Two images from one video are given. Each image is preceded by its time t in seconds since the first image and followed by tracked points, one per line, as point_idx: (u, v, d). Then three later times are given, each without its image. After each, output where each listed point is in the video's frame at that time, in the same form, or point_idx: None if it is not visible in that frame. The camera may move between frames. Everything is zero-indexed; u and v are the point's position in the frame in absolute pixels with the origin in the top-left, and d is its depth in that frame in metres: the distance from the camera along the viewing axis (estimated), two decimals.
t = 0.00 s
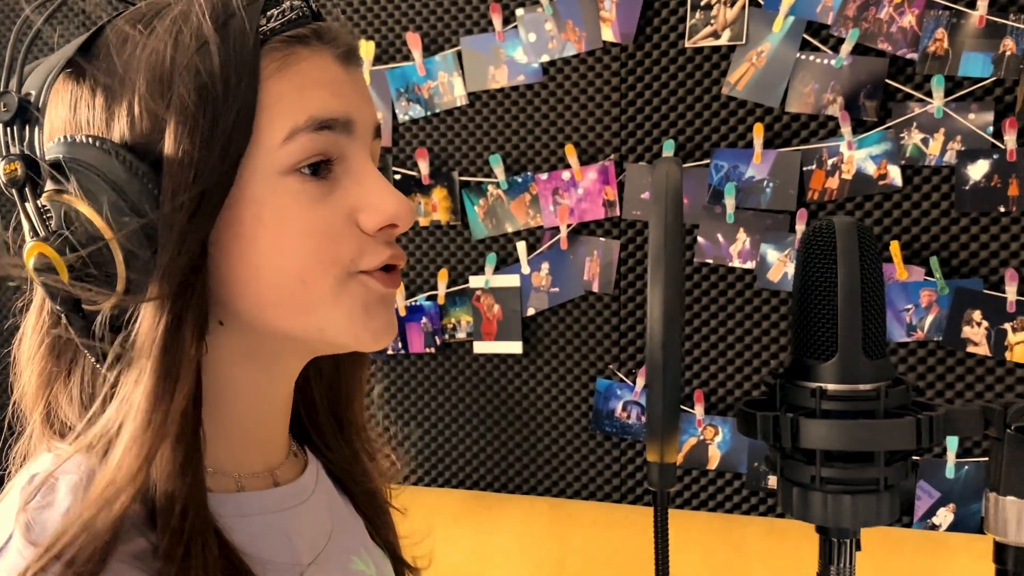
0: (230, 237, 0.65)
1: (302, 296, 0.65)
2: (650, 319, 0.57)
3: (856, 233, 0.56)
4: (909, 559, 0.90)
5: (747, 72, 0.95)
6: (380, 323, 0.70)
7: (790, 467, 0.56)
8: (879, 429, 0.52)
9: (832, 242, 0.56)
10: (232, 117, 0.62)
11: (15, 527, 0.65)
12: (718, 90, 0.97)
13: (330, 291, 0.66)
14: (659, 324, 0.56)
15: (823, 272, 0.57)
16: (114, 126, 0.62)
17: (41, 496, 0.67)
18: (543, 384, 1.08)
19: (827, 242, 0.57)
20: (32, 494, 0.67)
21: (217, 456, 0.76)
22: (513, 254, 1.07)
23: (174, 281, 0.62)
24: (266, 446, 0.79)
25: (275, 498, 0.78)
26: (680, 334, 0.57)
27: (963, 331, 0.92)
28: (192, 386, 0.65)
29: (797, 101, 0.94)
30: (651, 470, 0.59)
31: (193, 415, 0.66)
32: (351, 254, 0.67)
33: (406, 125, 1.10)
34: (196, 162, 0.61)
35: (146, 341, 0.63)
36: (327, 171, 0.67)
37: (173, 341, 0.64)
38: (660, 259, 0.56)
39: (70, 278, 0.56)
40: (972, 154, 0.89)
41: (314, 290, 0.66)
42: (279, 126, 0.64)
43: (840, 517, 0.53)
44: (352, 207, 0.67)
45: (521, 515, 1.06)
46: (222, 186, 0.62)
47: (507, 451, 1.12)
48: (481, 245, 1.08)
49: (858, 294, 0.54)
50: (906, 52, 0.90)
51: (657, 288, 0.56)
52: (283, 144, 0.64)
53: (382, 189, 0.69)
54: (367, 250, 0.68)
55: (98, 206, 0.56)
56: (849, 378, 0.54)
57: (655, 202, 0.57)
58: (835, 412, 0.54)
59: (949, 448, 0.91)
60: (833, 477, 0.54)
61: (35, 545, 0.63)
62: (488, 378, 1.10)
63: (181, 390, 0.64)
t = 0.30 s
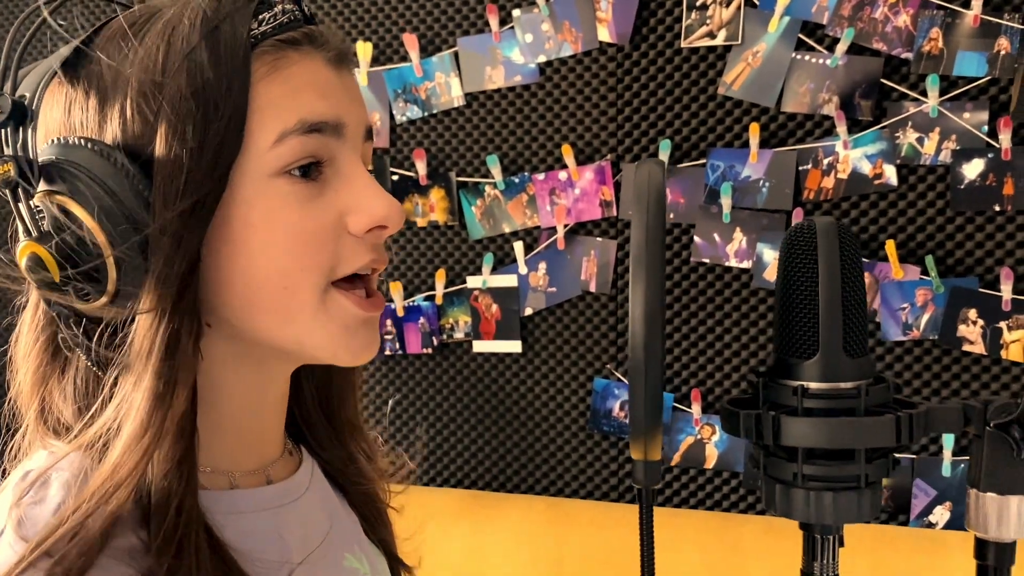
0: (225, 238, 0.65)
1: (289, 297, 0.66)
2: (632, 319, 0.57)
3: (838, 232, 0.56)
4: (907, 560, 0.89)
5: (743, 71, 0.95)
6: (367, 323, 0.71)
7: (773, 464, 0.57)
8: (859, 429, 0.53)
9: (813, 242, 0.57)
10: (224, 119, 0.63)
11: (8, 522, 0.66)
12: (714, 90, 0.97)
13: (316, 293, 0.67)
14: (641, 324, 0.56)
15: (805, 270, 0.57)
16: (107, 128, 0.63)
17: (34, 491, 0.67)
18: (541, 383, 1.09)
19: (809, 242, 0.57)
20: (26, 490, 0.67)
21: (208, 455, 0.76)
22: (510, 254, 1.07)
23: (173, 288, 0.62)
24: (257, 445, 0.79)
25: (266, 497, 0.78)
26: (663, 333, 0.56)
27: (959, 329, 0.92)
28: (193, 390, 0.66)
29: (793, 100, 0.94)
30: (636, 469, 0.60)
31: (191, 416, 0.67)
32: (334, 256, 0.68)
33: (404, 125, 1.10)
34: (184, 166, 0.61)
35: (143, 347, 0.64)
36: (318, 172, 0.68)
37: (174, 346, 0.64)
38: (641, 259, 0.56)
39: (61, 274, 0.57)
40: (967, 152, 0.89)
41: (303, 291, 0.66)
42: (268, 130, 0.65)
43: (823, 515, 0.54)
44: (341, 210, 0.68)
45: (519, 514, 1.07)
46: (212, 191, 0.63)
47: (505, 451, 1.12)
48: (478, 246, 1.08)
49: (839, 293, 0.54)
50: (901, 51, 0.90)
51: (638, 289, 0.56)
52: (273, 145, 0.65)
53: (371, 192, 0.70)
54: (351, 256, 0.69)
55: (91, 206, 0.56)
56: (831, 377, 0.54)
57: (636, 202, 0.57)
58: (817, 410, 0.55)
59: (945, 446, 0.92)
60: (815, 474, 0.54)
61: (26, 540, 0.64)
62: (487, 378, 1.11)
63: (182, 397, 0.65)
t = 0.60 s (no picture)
0: (222, 239, 0.65)
1: (279, 298, 0.66)
2: (617, 317, 0.57)
3: (823, 232, 0.57)
4: (906, 560, 0.89)
5: (741, 70, 0.95)
6: (357, 328, 0.71)
7: (760, 463, 0.57)
8: (844, 427, 0.53)
9: (800, 242, 0.57)
10: (218, 120, 0.63)
11: None
12: (711, 90, 0.97)
13: (306, 296, 0.67)
14: (626, 320, 0.56)
15: (790, 270, 0.57)
16: (100, 128, 0.63)
17: (17, 490, 0.68)
18: (540, 383, 1.09)
19: (795, 242, 0.58)
20: (9, 488, 0.69)
21: (199, 454, 0.77)
22: (509, 254, 1.08)
23: (162, 284, 0.62)
24: (247, 446, 0.80)
25: (255, 497, 0.78)
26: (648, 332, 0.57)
27: (957, 328, 0.92)
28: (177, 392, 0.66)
29: (791, 100, 0.94)
30: (625, 467, 0.61)
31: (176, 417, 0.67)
32: (328, 259, 0.68)
33: (403, 126, 1.10)
34: (180, 165, 0.62)
35: (132, 347, 0.64)
36: (310, 177, 0.69)
37: (162, 350, 0.64)
38: (627, 258, 0.56)
39: (52, 276, 0.58)
40: (965, 151, 0.89)
41: (292, 293, 0.67)
42: (262, 134, 0.65)
43: (809, 513, 0.54)
44: (334, 215, 0.69)
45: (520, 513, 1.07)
46: (207, 193, 0.63)
47: (505, 450, 1.12)
48: (477, 245, 1.09)
49: (825, 292, 0.55)
50: (899, 50, 0.90)
51: (624, 288, 0.56)
52: (266, 150, 0.65)
53: (362, 198, 0.70)
54: (343, 259, 0.69)
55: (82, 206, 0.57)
56: (817, 376, 0.55)
57: (622, 202, 0.57)
58: (803, 408, 0.55)
59: (944, 444, 0.92)
60: (802, 472, 0.54)
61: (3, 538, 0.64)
62: (486, 378, 1.11)
63: (166, 400, 0.65)
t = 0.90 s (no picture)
0: (220, 240, 0.65)
1: (272, 300, 0.67)
2: (610, 317, 0.57)
3: (817, 232, 0.57)
4: (906, 560, 0.89)
5: (742, 70, 0.95)
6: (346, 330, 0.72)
7: (754, 463, 0.57)
8: (838, 427, 0.53)
9: (793, 242, 0.57)
10: (209, 122, 0.64)
11: None
12: (712, 90, 0.97)
13: (296, 301, 0.68)
14: (619, 321, 0.56)
15: (785, 269, 0.58)
16: (92, 128, 0.63)
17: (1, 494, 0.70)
18: (542, 382, 1.09)
19: (789, 243, 0.58)
20: None
21: (188, 455, 0.77)
22: (511, 254, 1.08)
23: (150, 284, 0.63)
24: (236, 449, 0.80)
25: (244, 502, 0.79)
26: (641, 331, 0.57)
27: (958, 327, 0.92)
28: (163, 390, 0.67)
29: (793, 99, 0.94)
30: (620, 466, 0.61)
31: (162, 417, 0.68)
32: (316, 265, 0.69)
33: (405, 126, 1.10)
34: (168, 167, 0.62)
35: (113, 350, 0.64)
36: (301, 182, 0.69)
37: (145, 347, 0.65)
38: (620, 257, 0.57)
39: (40, 276, 0.59)
40: (966, 151, 0.89)
41: (282, 296, 0.67)
42: (255, 138, 0.65)
43: (803, 512, 0.54)
44: (324, 220, 0.69)
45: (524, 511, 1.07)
46: (195, 195, 0.63)
47: (506, 450, 1.13)
48: (479, 245, 1.09)
49: (819, 293, 0.55)
50: (900, 49, 0.90)
51: (617, 287, 0.56)
52: (257, 154, 0.66)
53: (353, 205, 0.71)
54: (330, 266, 0.70)
55: (71, 205, 0.57)
56: (811, 376, 0.55)
57: (617, 202, 0.58)
58: (797, 409, 0.55)
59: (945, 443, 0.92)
60: (795, 472, 0.55)
61: None
62: (488, 377, 1.11)
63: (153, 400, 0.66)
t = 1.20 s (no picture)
0: (223, 242, 0.66)
1: (270, 304, 0.67)
2: (600, 320, 0.57)
3: (805, 234, 0.57)
4: (907, 560, 0.90)
5: (743, 70, 0.96)
6: (352, 325, 0.73)
7: (745, 463, 0.57)
8: (827, 426, 0.54)
9: (783, 244, 0.57)
10: (207, 126, 0.64)
11: None
12: (714, 90, 0.98)
13: (297, 303, 0.68)
14: (609, 324, 0.56)
15: (774, 271, 0.58)
16: (90, 135, 0.63)
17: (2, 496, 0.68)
18: (544, 382, 1.09)
19: (779, 245, 0.58)
20: None
21: (183, 457, 0.78)
22: (513, 254, 1.08)
23: (150, 292, 0.63)
24: (232, 449, 0.81)
25: (239, 502, 0.79)
26: (630, 337, 0.57)
27: (959, 326, 0.92)
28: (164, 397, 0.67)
29: (794, 98, 0.95)
30: (612, 468, 0.63)
31: (161, 423, 0.69)
32: (317, 266, 0.69)
33: (407, 126, 1.11)
34: (166, 173, 0.62)
35: (120, 352, 0.65)
36: (299, 184, 0.70)
37: (148, 352, 0.65)
38: (609, 263, 0.57)
39: (43, 281, 0.59)
40: (967, 150, 0.90)
41: (280, 299, 0.68)
42: (252, 142, 0.66)
43: (793, 512, 0.55)
44: (322, 220, 0.70)
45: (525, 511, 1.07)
46: (193, 200, 0.64)
47: (507, 450, 1.13)
48: (481, 245, 1.09)
49: (808, 294, 0.55)
50: (901, 49, 0.91)
51: (606, 293, 0.56)
52: (255, 157, 0.66)
53: (351, 204, 0.71)
54: (332, 265, 0.71)
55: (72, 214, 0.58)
56: (801, 377, 0.55)
57: (606, 206, 0.58)
58: (787, 410, 0.55)
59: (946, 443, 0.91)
60: (785, 473, 0.55)
61: None
62: (490, 377, 1.12)
63: (156, 400, 0.67)
